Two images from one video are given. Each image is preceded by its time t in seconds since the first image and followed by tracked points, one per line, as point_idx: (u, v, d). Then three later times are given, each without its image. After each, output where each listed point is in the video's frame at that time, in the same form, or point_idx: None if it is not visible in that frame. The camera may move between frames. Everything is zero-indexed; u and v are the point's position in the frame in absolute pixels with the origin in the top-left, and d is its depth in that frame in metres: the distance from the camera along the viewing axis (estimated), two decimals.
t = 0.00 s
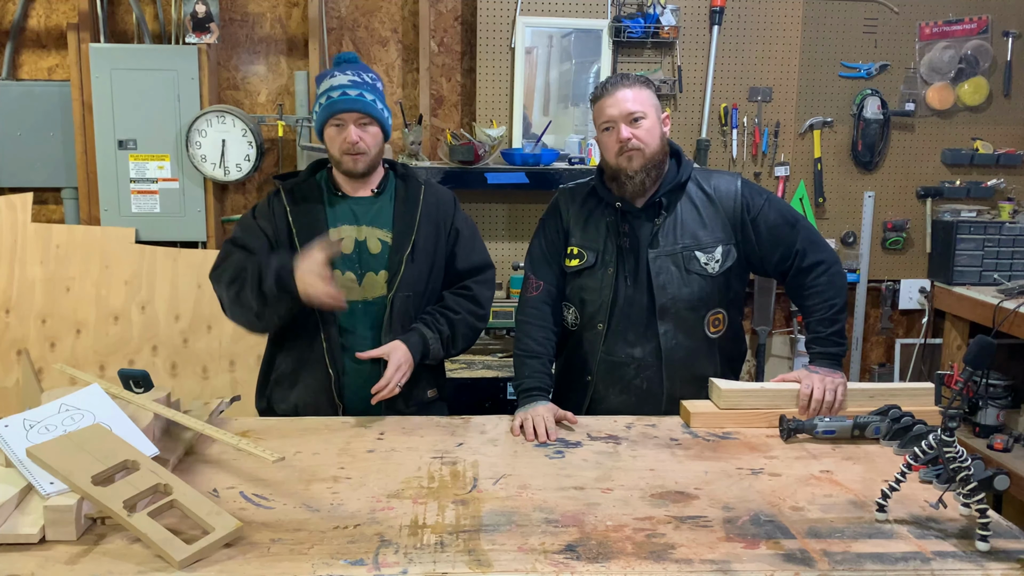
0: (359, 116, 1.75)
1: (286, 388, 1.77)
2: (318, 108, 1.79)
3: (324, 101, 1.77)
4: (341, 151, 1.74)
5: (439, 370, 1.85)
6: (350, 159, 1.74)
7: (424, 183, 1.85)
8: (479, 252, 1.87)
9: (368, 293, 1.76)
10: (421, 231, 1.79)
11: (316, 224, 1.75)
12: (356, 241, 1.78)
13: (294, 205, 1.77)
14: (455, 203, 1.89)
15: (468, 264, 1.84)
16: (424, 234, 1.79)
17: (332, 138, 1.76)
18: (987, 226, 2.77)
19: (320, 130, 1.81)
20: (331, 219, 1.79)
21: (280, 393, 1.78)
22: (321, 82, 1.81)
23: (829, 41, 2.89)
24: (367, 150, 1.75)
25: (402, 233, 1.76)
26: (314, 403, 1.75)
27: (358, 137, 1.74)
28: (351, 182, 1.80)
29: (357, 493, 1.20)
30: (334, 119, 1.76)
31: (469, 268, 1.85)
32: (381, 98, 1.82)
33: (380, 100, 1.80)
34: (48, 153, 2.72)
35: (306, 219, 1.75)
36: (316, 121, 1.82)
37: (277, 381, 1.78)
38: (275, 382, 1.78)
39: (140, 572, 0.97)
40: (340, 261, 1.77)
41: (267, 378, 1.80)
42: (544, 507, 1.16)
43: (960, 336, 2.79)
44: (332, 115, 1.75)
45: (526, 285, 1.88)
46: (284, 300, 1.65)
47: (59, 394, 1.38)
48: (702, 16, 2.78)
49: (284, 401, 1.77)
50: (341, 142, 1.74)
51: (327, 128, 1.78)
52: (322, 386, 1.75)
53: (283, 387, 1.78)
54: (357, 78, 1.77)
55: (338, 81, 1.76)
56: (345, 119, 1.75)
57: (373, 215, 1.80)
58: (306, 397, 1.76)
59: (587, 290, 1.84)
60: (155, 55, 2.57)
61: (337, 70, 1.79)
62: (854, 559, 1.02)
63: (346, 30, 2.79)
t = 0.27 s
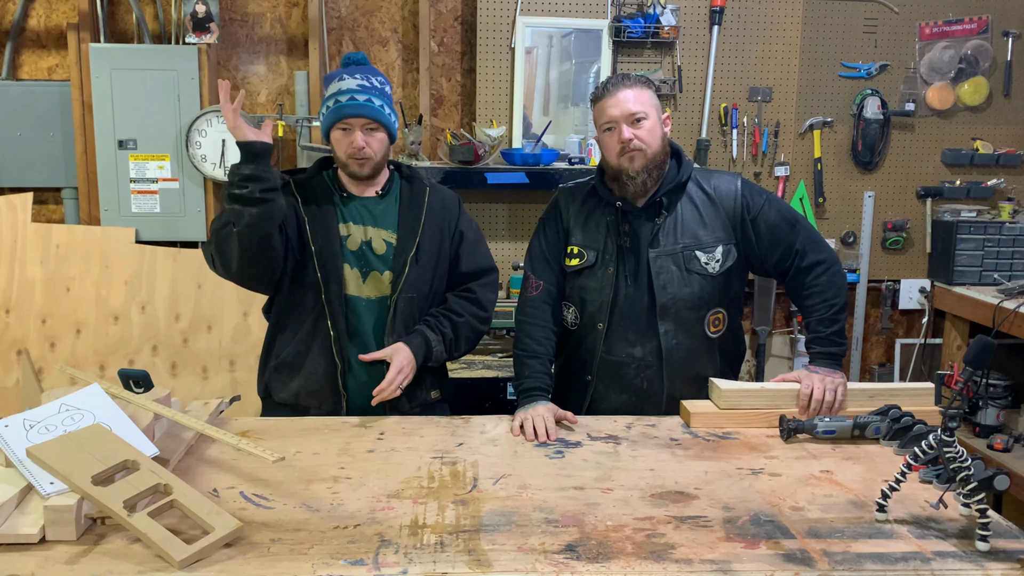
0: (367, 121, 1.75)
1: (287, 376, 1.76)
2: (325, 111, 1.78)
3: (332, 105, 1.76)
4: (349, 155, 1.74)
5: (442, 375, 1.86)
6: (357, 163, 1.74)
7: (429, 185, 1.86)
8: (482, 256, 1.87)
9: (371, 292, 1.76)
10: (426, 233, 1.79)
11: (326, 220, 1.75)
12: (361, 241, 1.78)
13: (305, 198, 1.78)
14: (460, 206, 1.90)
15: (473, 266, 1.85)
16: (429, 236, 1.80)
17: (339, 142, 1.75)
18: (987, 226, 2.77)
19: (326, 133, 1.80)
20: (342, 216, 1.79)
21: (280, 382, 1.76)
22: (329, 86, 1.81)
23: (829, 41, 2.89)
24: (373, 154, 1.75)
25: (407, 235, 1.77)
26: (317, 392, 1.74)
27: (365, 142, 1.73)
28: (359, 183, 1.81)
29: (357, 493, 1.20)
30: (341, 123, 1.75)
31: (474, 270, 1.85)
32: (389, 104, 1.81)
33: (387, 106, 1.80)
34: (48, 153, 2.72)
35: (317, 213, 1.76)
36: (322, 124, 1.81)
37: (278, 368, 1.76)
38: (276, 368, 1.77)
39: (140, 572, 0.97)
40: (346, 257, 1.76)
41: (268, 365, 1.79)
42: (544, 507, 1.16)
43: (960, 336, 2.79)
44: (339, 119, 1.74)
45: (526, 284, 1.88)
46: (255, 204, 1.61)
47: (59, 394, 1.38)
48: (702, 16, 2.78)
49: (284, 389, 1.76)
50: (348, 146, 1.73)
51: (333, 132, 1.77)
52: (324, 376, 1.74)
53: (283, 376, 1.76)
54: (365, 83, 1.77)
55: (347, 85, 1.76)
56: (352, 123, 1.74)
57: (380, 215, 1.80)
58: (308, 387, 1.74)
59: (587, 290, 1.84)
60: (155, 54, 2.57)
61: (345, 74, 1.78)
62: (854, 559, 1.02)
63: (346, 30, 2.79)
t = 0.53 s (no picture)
0: (368, 117, 1.76)
1: (286, 378, 1.75)
2: (326, 108, 1.79)
3: (333, 102, 1.77)
4: (349, 152, 1.74)
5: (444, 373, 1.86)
6: (358, 160, 1.74)
7: (430, 185, 1.86)
8: (484, 256, 1.87)
9: (371, 293, 1.77)
10: (426, 233, 1.79)
11: (327, 221, 1.76)
12: (361, 241, 1.78)
13: (305, 199, 1.78)
14: (461, 206, 1.90)
15: (474, 267, 1.84)
16: (429, 236, 1.80)
17: (339, 139, 1.75)
18: (987, 226, 2.77)
19: (326, 130, 1.80)
20: (342, 218, 1.80)
21: (278, 383, 1.76)
22: (330, 83, 1.81)
23: (829, 41, 2.89)
24: (374, 151, 1.75)
25: (408, 235, 1.77)
26: (315, 394, 1.74)
27: (367, 139, 1.74)
28: (359, 183, 1.81)
29: (357, 493, 1.20)
30: (342, 119, 1.76)
31: (475, 270, 1.84)
32: (389, 102, 1.82)
33: (388, 103, 1.81)
34: (48, 153, 2.72)
35: (318, 215, 1.76)
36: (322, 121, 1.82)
37: (276, 370, 1.76)
38: (274, 370, 1.76)
39: (141, 572, 0.97)
40: (346, 258, 1.77)
41: (266, 367, 1.78)
42: (544, 507, 1.16)
43: (960, 336, 2.79)
44: (340, 115, 1.75)
45: (525, 284, 1.88)
46: (257, 209, 1.60)
47: (59, 394, 1.38)
48: (702, 16, 2.78)
49: (283, 391, 1.75)
50: (349, 143, 1.74)
51: (334, 128, 1.77)
52: (323, 377, 1.74)
53: (282, 377, 1.76)
54: (367, 80, 1.78)
55: (348, 82, 1.76)
56: (353, 119, 1.75)
57: (380, 215, 1.80)
58: (308, 388, 1.74)
59: (587, 290, 1.84)
60: (155, 55, 2.57)
61: (346, 71, 1.79)
62: (854, 559, 1.02)
63: (346, 30, 2.79)
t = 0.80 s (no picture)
0: (366, 115, 1.76)
1: (284, 378, 1.76)
2: (325, 107, 1.79)
3: (331, 100, 1.77)
4: (347, 150, 1.74)
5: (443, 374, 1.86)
6: (356, 158, 1.74)
7: (429, 185, 1.85)
8: (483, 257, 1.86)
9: (369, 293, 1.76)
10: (423, 233, 1.79)
11: (326, 221, 1.75)
12: (359, 241, 1.78)
13: (302, 197, 1.79)
14: (460, 206, 1.90)
15: (473, 267, 1.84)
16: (427, 236, 1.80)
17: (338, 137, 1.76)
18: (987, 226, 2.77)
19: (325, 129, 1.81)
20: (340, 218, 1.79)
21: (276, 383, 1.76)
22: (328, 82, 1.81)
23: (829, 41, 2.89)
24: (373, 149, 1.75)
25: (406, 235, 1.77)
26: (313, 394, 1.74)
27: (365, 137, 1.74)
28: (358, 182, 1.81)
29: (357, 493, 1.20)
30: (340, 117, 1.76)
31: (474, 271, 1.84)
32: (388, 100, 1.82)
33: (387, 101, 1.81)
34: (48, 153, 2.72)
35: (316, 215, 1.76)
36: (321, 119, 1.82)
37: (274, 369, 1.76)
38: (272, 370, 1.77)
39: (141, 572, 0.97)
40: (344, 259, 1.77)
41: (265, 367, 1.79)
42: (544, 507, 1.16)
43: (960, 336, 2.79)
44: (339, 113, 1.75)
45: (524, 285, 1.88)
46: (253, 207, 1.60)
47: (59, 394, 1.38)
48: (702, 17, 2.78)
49: (281, 390, 1.76)
50: (347, 141, 1.74)
51: (333, 127, 1.78)
52: (321, 376, 1.74)
53: (280, 376, 1.76)
54: (365, 78, 1.78)
55: (345, 80, 1.76)
56: (351, 117, 1.75)
57: (378, 215, 1.80)
58: (305, 387, 1.74)
59: (587, 289, 1.84)
60: (155, 55, 2.57)
61: (344, 70, 1.79)
62: (854, 559, 1.02)
63: (346, 30, 2.79)
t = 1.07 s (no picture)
0: (365, 114, 1.76)
1: (282, 377, 1.76)
2: (323, 106, 1.79)
3: (329, 99, 1.77)
4: (346, 148, 1.74)
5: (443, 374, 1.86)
6: (355, 156, 1.74)
7: (427, 185, 1.86)
8: (482, 256, 1.86)
9: (367, 292, 1.76)
10: (422, 232, 1.79)
11: (324, 221, 1.75)
12: (357, 241, 1.78)
13: (301, 196, 1.79)
14: (458, 206, 1.90)
15: (472, 266, 1.84)
16: (425, 235, 1.80)
17: (336, 136, 1.76)
18: (987, 226, 2.77)
19: (323, 128, 1.80)
20: (338, 218, 1.79)
21: (275, 382, 1.76)
22: (326, 81, 1.81)
23: (829, 42, 2.89)
24: (372, 147, 1.75)
25: (405, 234, 1.77)
26: (312, 393, 1.74)
27: (363, 135, 1.74)
28: (356, 181, 1.81)
29: (357, 493, 1.20)
30: (338, 116, 1.76)
31: (474, 270, 1.84)
32: (386, 98, 1.82)
33: (385, 100, 1.81)
34: (48, 153, 2.72)
35: (315, 215, 1.76)
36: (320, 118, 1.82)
37: (273, 369, 1.76)
38: (270, 370, 1.76)
39: (141, 572, 0.97)
40: (343, 258, 1.77)
41: (263, 367, 1.78)
42: (544, 507, 1.16)
43: (960, 336, 2.79)
44: (337, 112, 1.75)
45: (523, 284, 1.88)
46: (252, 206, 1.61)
47: (59, 394, 1.38)
48: (702, 17, 2.78)
49: (280, 390, 1.75)
50: (346, 139, 1.74)
51: (331, 126, 1.77)
52: (319, 375, 1.73)
53: (279, 376, 1.76)
54: (362, 77, 1.78)
55: (343, 79, 1.76)
56: (350, 115, 1.75)
57: (376, 215, 1.80)
58: (304, 387, 1.74)
59: (587, 289, 1.84)
60: (155, 55, 2.57)
61: (342, 69, 1.79)
62: (854, 559, 1.02)
63: (346, 30, 2.79)
